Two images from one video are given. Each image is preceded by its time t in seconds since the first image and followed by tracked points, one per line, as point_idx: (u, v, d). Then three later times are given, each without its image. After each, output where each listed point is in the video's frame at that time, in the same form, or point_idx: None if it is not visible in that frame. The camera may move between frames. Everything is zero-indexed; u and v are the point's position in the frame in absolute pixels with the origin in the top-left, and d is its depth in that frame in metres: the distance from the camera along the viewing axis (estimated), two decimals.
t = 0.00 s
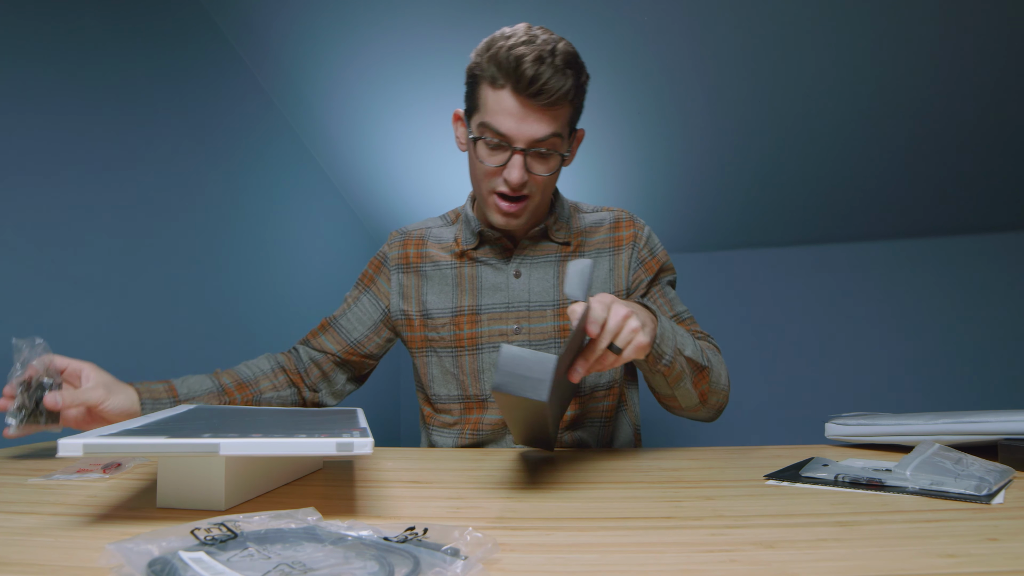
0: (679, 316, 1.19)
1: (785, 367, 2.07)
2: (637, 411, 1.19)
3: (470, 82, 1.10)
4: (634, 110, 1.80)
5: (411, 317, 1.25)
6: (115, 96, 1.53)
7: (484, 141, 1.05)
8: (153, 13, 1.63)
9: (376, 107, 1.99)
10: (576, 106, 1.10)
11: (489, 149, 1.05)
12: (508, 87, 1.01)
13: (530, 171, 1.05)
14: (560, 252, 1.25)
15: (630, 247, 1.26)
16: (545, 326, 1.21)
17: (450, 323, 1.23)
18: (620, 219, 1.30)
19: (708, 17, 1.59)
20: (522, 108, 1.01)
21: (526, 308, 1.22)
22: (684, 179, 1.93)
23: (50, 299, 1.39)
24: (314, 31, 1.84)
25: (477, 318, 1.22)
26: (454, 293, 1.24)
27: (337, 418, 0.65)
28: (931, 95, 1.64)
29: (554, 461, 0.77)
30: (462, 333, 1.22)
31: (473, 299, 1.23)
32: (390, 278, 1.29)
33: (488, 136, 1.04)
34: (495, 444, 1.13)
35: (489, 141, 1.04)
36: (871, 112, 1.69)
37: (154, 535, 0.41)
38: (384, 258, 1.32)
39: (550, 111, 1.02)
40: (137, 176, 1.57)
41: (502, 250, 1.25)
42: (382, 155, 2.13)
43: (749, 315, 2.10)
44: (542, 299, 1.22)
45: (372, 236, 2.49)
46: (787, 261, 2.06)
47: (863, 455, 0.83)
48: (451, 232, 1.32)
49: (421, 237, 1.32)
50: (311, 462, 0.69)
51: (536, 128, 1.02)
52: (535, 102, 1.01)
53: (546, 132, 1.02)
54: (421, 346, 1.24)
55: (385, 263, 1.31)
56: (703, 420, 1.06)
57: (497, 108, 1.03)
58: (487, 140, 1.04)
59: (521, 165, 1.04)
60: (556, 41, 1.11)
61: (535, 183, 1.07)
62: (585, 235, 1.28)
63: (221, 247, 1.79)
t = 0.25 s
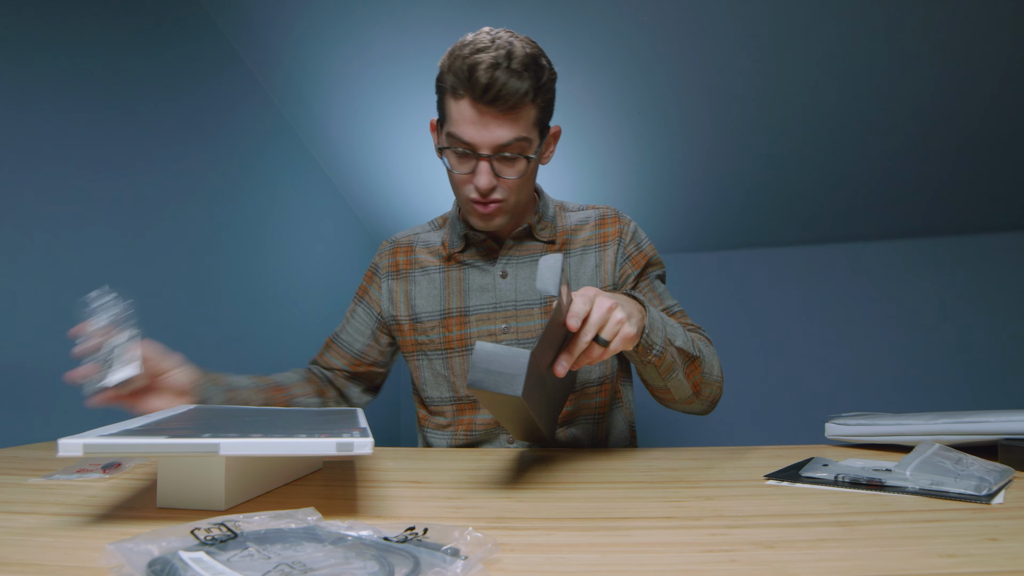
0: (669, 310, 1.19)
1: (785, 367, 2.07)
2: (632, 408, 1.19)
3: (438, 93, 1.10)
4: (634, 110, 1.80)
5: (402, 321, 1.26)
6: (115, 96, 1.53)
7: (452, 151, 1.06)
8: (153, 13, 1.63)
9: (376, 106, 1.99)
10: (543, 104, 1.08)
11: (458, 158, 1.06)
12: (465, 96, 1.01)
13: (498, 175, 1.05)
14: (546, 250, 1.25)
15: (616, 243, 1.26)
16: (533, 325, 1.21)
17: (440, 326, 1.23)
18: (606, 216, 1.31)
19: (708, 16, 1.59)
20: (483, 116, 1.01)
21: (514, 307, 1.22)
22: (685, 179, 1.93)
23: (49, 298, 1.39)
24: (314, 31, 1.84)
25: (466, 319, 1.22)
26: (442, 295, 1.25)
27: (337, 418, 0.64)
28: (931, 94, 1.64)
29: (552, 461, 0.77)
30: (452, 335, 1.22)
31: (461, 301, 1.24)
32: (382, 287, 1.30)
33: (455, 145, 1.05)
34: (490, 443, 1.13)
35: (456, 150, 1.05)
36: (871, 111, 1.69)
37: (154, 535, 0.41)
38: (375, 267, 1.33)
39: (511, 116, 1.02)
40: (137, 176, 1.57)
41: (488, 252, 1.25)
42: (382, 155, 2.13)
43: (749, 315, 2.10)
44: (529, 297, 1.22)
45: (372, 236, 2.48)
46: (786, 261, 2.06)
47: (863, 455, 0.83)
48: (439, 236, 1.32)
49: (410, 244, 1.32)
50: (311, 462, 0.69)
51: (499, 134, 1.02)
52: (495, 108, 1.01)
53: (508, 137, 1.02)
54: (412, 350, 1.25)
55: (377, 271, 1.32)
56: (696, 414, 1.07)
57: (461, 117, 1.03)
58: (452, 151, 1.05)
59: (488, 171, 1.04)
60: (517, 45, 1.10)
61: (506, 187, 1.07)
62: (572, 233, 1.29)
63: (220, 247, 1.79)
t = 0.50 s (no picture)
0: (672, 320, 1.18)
1: (785, 367, 2.07)
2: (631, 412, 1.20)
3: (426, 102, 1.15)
4: (634, 111, 1.80)
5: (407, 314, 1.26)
6: (115, 96, 1.53)
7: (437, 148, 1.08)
8: (152, 13, 1.63)
9: (376, 106, 1.99)
10: (524, 97, 1.09)
11: (443, 155, 1.08)
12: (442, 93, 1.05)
13: (481, 167, 1.05)
14: (547, 252, 1.25)
15: (619, 248, 1.25)
16: (531, 325, 1.20)
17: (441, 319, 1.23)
18: (610, 222, 1.30)
19: (707, 16, 1.59)
20: (461, 110, 1.04)
21: (513, 306, 1.22)
22: (685, 180, 1.93)
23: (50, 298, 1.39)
24: (314, 31, 1.84)
25: (467, 316, 1.23)
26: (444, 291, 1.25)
27: (338, 418, 0.65)
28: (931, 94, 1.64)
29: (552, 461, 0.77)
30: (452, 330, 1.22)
31: (463, 298, 1.24)
32: (395, 278, 1.30)
33: (439, 143, 1.07)
34: (484, 442, 1.12)
35: (440, 147, 1.07)
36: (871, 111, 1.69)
37: (154, 535, 0.41)
38: (387, 260, 1.33)
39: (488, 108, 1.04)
40: (137, 176, 1.57)
41: (491, 251, 1.26)
42: (381, 154, 2.13)
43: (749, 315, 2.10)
44: (529, 298, 1.22)
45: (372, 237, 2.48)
46: (786, 261, 2.06)
47: (863, 455, 0.83)
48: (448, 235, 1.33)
49: (419, 239, 1.33)
50: (311, 462, 0.69)
51: (480, 126, 1.04)
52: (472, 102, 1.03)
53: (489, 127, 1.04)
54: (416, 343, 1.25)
55: (391, 262, 1.32)
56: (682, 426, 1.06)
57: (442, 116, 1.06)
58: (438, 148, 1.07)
59: (473, 163, 1.05)
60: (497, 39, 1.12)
61: (495, 179, 1.08)
62: (575, 236, 1.28)
63: (220, 247, 1.79)
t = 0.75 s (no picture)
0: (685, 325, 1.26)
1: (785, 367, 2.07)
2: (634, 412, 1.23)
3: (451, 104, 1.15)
4: (633, 111, 1.80)
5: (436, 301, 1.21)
6: (115, 96, 1.53)
7: (478, 145, 1.08)
8: (151, 13, 1.63)
9: (375, 106, 1.98)
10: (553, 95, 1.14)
11: (484, 151, 1.08)
12: (483, 91, 1.06)
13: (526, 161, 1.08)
14: (569, 253, 1.26)
15: (635, 255, 1.29)
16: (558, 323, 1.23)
17: (470, 311, 1.22)
18: (623, 228, 1.33)
19: (706, 16, 1.60)
20: (505, 105, 1.06)
21: (540, 304, 1.23)
22: (685, 180, 1.93)
23: (49, 298, 1.39)
24: (313, 31, 1.84)
25: (496, 310, 1.22)
26: (472, 283, 1.23)
27: (338, 418, 0.65)
28: (929, 94, 1.64)
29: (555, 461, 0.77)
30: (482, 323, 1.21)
31: (491, 292, 1.23)
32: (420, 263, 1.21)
33: (481, 139, 1.08)
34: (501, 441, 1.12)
35: (483, 142, 1.07)
36: (870, 111, 1.69)
37: (154, 535, 0.41)
38: (405, 244, 1.22)
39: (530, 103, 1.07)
40: (137, 176, 1.57)
41: (515, 249, 1.25)
42: (381, 155, 2.12)
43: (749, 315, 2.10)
44: (554, 297, 1.24)
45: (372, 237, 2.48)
46: (786, 261, 2.06)
47: (863, 455, 0.83)
48: (465, 230, 1.28)
49: (438, 229, 1.27)
50: (311, 462, 0.69)
51: (524, 120, 1.06)
52: (515, 97, 1.06)
53: (533, 120, 1.06)
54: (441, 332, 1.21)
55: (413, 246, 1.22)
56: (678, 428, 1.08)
57: (483, 112, 1.07)
58: (479, 144, 1.08)
59: (518, 156, 1.07)
60: (518, 42, 1.15)
61: (537, 172, 1.10)
62: (593, 239, 1.29)
63: (219, 247, 1.79)
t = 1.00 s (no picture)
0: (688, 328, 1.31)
1: (786, 367, 2.07)
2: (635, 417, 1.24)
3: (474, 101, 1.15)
4: (633, 111, 1.80)
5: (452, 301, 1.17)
6: (115, 96, 1.53)
7: (502, 140, 1.07)
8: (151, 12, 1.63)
9: (375, 106, 1.98)
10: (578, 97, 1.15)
11: (507, 147, 1.08)
12: (511, 86, 1.07)
13: (550, 159, 1.07)
14: (583, 255, 1.26)
15: (644, 257, 1.31)
16: (574, 325, 1.23)
17: (488, 313, 1.19)
18: (632, 231, 1.34)
19: (706, 15, 1.60)
20: (532, 102, 1.06)
21: (556, 306, 1.22)
22: (685, 180, 1.93)
23: (49, 298, 1.40)
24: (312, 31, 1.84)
25: (514, 312, 1.21)
26: (489, 284, 1.21)
27: (338, 418, 0.65)
28: (929, 93, 1.64)
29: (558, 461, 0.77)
30: (500, 326, 1.19)
31: (508, 293, 1.21)
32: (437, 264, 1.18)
33: (505, 135, 1.07)
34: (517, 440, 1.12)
35: (507, 138, 1.07)
36: (870, 112, 1.69)
37: (154, 535, 0.41)
38: (418, 245, 1.18)
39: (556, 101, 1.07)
40: (137, 175, 1.58)
41: (530, 250, 1.24)
42: (381, 155, 2.12)
43: (749, 315, 2.10)
44: (571, 298, 1.24)
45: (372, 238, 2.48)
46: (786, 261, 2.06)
47: (863, 456, 0.83)
48: (478, 230, 1.26)
49: (452, 229, 1.24)
50: (311, 462, 0.69)
51: (549, 118, 1.06)
52: (542, 94, 1.06)
53: (559, 119, 1.06)
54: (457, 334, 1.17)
55: (428, 245, 1.19)
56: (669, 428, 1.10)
57: (509, 108, 1.07)
58: (503, 139, 1.07)
59: (543, 153, 1.07)
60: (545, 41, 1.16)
61: (559, 171, 1.09)
62: (604, 241, 1.30)
63: (219, 246, 1.79)
